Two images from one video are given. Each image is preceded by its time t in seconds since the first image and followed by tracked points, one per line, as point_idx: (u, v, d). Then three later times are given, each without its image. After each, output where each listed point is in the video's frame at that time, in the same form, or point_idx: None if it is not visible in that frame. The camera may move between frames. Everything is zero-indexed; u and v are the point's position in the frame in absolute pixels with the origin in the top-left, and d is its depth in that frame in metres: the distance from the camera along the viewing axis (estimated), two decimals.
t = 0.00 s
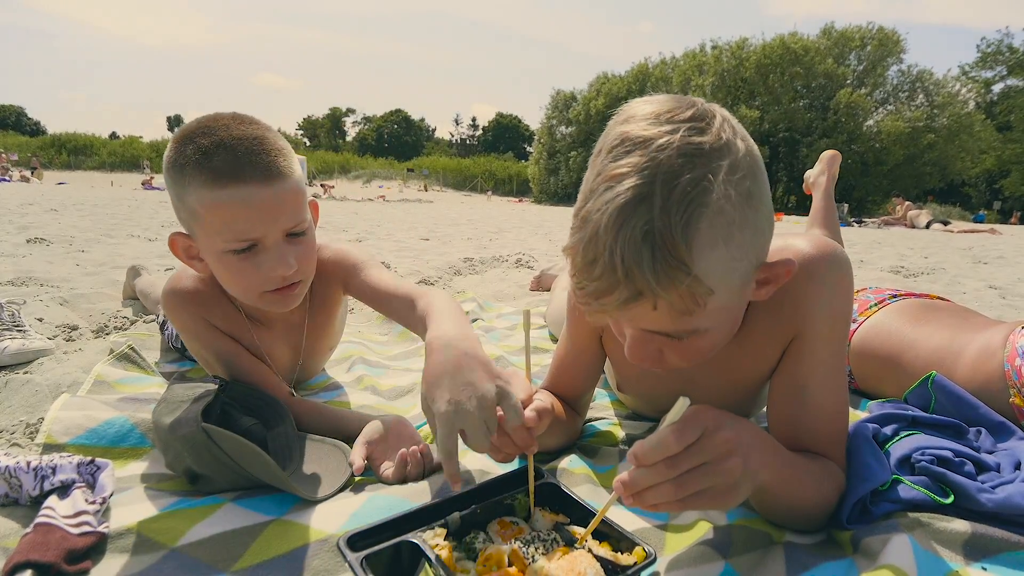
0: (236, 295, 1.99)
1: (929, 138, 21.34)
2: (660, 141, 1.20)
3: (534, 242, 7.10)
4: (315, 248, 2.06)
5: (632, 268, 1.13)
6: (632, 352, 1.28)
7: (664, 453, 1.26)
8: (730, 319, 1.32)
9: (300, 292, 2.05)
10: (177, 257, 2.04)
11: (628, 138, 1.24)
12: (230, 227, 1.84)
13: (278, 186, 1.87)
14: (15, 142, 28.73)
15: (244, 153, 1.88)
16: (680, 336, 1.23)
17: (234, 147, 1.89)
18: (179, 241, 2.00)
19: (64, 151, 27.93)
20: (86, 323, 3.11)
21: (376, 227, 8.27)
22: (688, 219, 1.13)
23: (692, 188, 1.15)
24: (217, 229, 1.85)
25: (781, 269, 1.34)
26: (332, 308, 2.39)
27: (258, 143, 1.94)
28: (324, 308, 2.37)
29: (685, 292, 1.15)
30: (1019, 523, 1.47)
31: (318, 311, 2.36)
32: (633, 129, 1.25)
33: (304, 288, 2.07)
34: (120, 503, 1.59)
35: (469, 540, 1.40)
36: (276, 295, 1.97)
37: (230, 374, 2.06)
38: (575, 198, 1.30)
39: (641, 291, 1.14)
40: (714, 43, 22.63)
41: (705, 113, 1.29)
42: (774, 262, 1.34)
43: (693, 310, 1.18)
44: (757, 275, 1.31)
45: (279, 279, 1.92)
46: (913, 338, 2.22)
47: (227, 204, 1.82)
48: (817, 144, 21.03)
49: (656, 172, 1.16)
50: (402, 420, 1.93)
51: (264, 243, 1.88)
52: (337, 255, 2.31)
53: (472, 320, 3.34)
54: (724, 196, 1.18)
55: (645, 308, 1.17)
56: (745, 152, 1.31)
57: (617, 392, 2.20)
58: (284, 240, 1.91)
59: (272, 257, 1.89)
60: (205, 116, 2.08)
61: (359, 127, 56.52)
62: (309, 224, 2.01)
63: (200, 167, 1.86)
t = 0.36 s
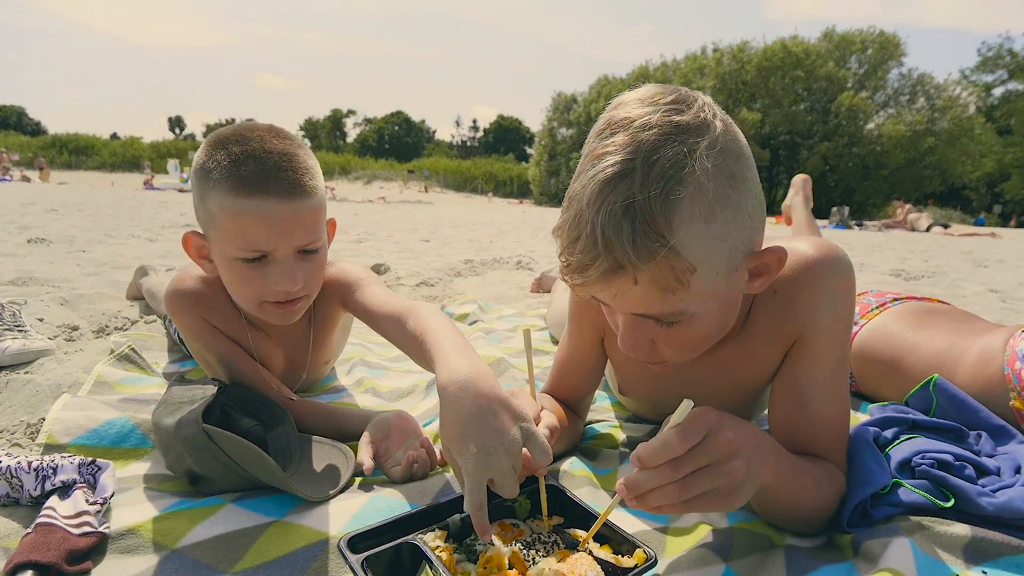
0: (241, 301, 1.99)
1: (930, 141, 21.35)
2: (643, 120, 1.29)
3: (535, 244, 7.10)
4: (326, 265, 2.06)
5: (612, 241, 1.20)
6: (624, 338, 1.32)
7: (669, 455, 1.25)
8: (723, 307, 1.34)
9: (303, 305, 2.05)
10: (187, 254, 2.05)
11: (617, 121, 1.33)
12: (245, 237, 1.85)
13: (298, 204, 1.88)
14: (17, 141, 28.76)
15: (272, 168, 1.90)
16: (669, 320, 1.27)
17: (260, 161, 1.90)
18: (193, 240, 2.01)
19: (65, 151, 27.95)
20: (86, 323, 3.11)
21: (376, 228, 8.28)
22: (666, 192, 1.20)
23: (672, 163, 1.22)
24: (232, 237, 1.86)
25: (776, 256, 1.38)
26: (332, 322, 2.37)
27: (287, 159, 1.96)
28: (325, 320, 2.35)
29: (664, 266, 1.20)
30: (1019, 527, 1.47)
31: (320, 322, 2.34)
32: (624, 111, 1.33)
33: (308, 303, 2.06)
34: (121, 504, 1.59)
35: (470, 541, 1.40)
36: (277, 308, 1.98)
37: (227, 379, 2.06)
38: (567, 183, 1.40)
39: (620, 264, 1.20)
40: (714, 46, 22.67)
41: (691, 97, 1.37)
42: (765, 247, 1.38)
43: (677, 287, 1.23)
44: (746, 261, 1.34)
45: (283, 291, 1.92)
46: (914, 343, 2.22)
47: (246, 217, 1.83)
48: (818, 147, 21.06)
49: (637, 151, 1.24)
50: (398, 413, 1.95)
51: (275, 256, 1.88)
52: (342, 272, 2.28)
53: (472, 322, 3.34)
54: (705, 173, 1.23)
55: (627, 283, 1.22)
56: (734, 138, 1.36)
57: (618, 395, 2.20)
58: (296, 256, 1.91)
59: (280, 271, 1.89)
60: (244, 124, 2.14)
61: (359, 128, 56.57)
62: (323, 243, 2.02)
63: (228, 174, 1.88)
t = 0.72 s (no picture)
0: (242, 300, 2.00)
1: (930, 141, 21.36)
2: (629, 122, 1.28)
3: (535, 243, 7.12)
4: (327, 265, 2.05)
5: (601, 244, 1.20)
6: (618, 340, 1.32)
7: (675, 463, 1.24)
8: (716, 307, 1.33)
9: (304, 305, 2.05)
10: (192, 253, 2.06)
11: (605, 123, 1.32)
12: (246, 236, 1.85)
13: (299, 203, 1.88)
14: (17, 142, 28.74)
15: (273, 167, 1.90)
16: (660, 320, 1.27)
17: (261, 161, 1.90)
18: (197, 238, 2.02)
19: (65, 151, 27.95)
20: (86, 323, 3.11)
21: (376, 228, 8.28)
22: (653, 194, 1.19)
23: (660, 165, 1.21)
24: (233, 236, 1.87)
25: (766, 253, 1.38)
26: (333, 325, 2.37)
27: (289, 159, 1.96)
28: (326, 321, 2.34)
29: (654, 266, 1.19)
30: (1019, 526, 1.47)
31: (321, 323, 2.34)
32: (612, 114, 1.33)
33: (310, 302, 2.07)
34: (121, 504, 1.59)
35: (470, 541, 1.40)
36: (279, 307, 1.98)
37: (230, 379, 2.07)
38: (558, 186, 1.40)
39: (610, 266, 1.20)
40: (714, 46, 22.70)
41: (676, 97, 1.36)
42: (755, 244, 1.38)
43: (667, 288, 1.22)
44: (737, 260, 1.34)
45: (285, 292, 1.92)
46: (913, 342, 2.23)
47: (248, 217, 1.83)
48: (818, 147, 21.07)
49: (626, 153, 1.23)
50: (393, 411, 1.95)
51: (276, 256, 1.87)
52: (343, 274, 2.27)
53: (472, 322, 3.35)
54: (692, 173, 1.23)
55: (618, 285, 1.22)
56: (721, 137, 1.35)
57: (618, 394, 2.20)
58: (297, 256, 1.90)
59: (281, 271, 1.89)
60: (249, 124, 2.15)
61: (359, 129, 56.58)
62: (325, 242, 2.01)
63: (229, 174, 1.88)
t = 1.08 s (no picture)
0: (236, 279, 2.04)
1: (930, 139, 21.35)
2: (615, 111, 1.31)
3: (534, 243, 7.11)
4: (321, 245, 2.07)
5: (586, 228, 1.21)
6: (609, 332, 1.31)
7: (685, 418, 1.26)
8: (706, 298, 1.32)
9: (297, 287, 2.05)
10: (200, 240, 2.13)
11: (593, 113, 1.35)
12: (236, 205, 1.92)
13: (287, 172, 1.94)
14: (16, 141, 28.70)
15: (268, 140, 1.98)
16: (649, 310, 1.27)
17: (257, 134, 1.98)
18: (203, 224, 2.10)
19: (64, 151, 27.90)
20: (85, 323, 3.11)
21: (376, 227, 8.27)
22: (636, 177, 1.21)
23: (644, 151, 1.23)
24: (224, 206, 1.93)
25: (756, 244, 1.38)
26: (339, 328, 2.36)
27: (283, 137, 2.03)
28: (331, 324, 2.34)
29: (637, 250, 1.19)
30: (1019, 524, 1.47)
31: (326, 324, 2.33)
32: (601, 103, 1.36)
33: (304, 285, 2.07)
34: (119, 504, 1.59)
35: (469, 541, 1.39)
36: (270, 283, 2.00)
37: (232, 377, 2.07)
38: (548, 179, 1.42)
39: (594, 250, 1.20)
40: (714, 45, 22.71)
41: (663, 88, 1.39)
42: (745, 235, 1.38)
43: (653, 274, 1.22)
44: (727, 250, 1.33)
45: (270, 262, 1.95)
46: (912, 342, 2.23)
47: (233, 181, 1.90)
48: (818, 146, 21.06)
49: (610, 141, 1.26)
50: (398, 405, 1.94)
51: (263, 224, 1.94)
52: (349, 277, 2.27)
53: (472, 321, 3.34)
54: (676, 159, 1.25)
55: (604, 270, 1.22)
56: (709, 129, 1.37)
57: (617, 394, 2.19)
58: (284, 225, 1.96)
59: (267, 239, 1.94)
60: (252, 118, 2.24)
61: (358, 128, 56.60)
62: (318, 219, 2.04)
63: (224, 149, 1.96)
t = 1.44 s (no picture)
0: (242, 271, 2.04)
1: (931, 141, 21.34)
2: (590, 106, 1.33)
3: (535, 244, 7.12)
4: (326, 237, 2.06)
5: (561, 218, 1.22)
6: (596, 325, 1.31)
7: (663, 399, 1.26)
8: (691, 290, 1.31)
9: (299, 278, 2.04)
10: (212, 233, 2.18)
11: (571, 110, 1.38)
12: (242, 191, 1.93)
13: (291, 160, 1.96)
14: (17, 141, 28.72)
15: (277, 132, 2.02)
16: (632, 301, 1.26)
17: (268, 128, 2.03)
18: (217, 217, 2.15)
19: (65, 150, 27.92)
20: (86, 323, 3.11)
21: (377, 228, 8.27)
22: (609, 167, 1.23)
23: (617, 142, 1.25)
24: (230, 193, 1.96)
25: (737, 233, 1.36)
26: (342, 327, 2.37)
27: (292, 130, 2.06)
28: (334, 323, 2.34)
29: (613, 237, 1.20)
30: (1019, 527, 1.47)
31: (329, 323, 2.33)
32: (580, 100, 1.38)
33: (307, 276, 2.06)
34: (120, 504, 1.59)
35: (470, 541, 1.39)
36: (272, 272, 2.00)
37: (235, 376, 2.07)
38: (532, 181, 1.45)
39: (571, 238, 1.21)
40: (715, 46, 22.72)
41: (639, 86, 1.41)
42: (727, 226, 1.36)
43: (631, 262, 1.22)
44: (709, 241, 1.32)
45: (271, 249, 1.95)
46: (913, 345, 2.23)
47: (240, 169, 1.93)
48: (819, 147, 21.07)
49: (584, 134, 1.28)
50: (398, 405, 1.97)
51: (267, 211, 1.94)
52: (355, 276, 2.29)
53: (472, 322, 3.34)
54: (649, 147, 1.26)
55: (581, 259, 1.22)
56: (685, 121, 1.37)
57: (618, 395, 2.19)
58: (287, 212, 1.96)
59: (269, 225, 1.94)
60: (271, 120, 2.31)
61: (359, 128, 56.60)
62: (323, 211, 2.03)
63: (236, 140, 2.01)
